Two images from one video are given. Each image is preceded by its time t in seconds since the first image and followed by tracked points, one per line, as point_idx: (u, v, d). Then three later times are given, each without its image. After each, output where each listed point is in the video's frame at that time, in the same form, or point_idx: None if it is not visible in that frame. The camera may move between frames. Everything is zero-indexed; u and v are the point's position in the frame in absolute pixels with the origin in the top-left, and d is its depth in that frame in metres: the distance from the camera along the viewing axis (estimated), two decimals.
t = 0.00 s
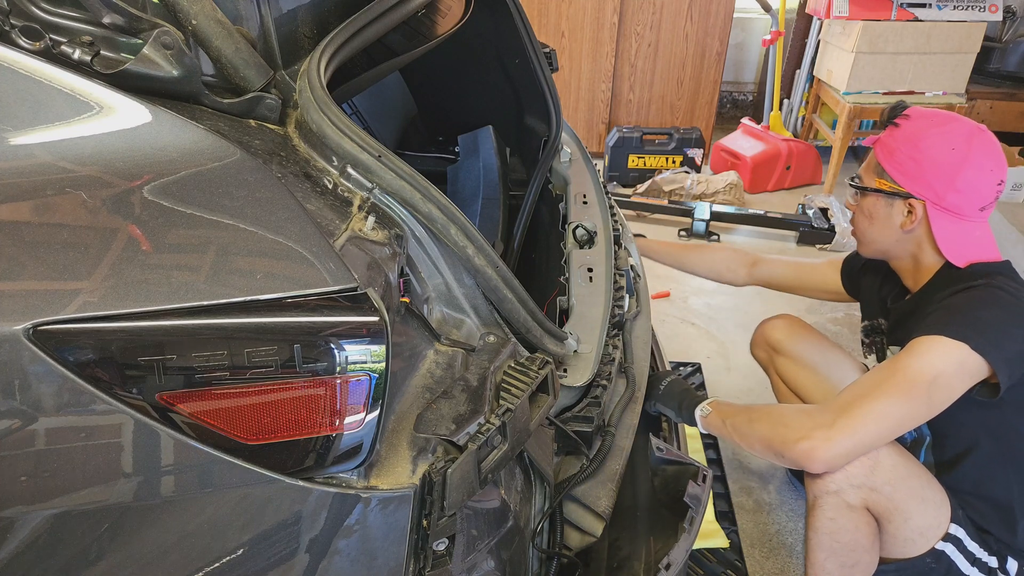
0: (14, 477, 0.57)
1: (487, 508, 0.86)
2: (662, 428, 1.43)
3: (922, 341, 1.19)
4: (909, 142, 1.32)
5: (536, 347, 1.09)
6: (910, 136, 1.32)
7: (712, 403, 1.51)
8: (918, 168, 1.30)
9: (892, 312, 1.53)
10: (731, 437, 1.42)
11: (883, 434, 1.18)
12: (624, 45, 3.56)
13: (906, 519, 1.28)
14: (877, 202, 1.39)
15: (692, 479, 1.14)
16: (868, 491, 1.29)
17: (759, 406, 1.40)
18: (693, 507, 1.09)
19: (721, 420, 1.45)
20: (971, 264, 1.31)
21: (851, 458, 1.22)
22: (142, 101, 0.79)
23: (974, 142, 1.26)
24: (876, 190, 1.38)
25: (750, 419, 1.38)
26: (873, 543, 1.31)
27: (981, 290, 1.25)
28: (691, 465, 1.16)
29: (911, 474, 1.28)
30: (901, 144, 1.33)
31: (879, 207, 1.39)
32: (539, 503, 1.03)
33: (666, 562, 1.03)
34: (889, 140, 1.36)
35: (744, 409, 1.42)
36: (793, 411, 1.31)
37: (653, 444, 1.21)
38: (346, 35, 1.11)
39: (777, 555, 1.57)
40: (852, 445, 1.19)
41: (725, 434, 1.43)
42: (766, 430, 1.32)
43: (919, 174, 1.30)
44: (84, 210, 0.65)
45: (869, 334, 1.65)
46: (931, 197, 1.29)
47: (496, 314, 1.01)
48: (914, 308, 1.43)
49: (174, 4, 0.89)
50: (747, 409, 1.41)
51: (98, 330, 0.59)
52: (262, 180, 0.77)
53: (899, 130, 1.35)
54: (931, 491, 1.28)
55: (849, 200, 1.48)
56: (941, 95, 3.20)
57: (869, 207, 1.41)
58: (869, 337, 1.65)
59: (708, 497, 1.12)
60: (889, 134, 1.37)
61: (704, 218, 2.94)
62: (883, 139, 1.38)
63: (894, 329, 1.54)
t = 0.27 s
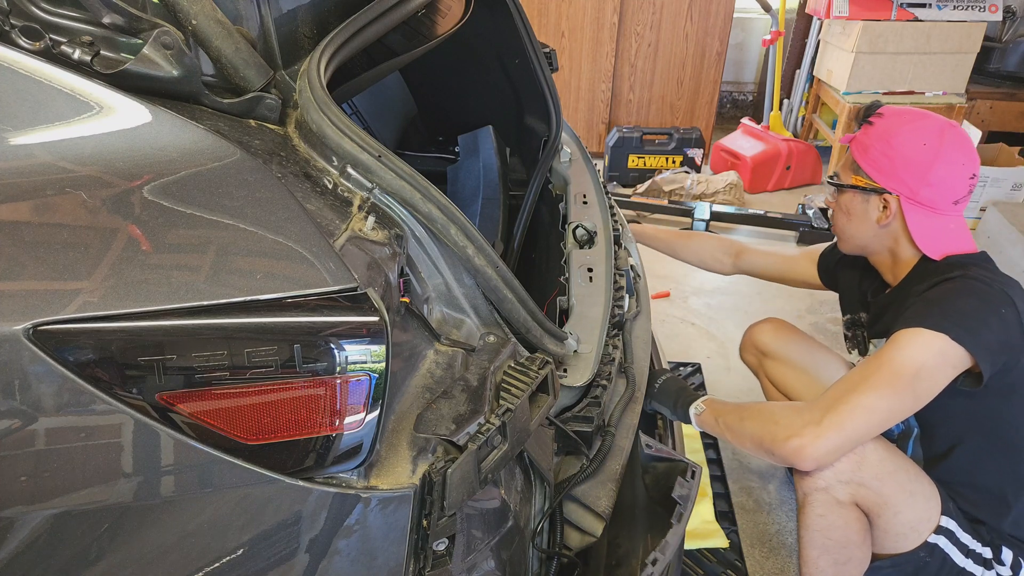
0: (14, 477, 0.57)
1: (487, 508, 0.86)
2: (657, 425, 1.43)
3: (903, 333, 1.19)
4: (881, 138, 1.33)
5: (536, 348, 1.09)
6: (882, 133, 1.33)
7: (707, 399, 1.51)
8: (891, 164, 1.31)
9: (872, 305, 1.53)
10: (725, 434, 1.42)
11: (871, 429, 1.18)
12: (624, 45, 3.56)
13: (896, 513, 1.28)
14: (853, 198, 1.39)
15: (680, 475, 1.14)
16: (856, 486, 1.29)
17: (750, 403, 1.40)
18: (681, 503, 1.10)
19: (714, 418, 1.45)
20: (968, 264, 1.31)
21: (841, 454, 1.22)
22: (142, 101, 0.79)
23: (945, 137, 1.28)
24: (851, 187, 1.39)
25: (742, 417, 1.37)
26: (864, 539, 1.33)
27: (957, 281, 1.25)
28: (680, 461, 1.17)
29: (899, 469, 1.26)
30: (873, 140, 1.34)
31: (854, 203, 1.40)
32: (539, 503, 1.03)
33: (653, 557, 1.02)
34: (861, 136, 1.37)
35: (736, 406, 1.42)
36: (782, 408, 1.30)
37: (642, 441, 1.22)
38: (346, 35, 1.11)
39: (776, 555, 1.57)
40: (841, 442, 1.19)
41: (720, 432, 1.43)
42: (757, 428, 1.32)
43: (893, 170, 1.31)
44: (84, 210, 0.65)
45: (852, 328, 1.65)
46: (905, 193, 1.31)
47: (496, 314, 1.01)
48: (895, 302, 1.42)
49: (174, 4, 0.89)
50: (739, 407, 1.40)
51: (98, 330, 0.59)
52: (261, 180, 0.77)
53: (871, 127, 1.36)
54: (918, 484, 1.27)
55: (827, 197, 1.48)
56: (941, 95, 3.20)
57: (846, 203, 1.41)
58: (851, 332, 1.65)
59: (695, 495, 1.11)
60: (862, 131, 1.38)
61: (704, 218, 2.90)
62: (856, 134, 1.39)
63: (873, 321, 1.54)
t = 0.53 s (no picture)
0: (14, 477, 0.57)
1: (487, 508, 0.86)
2: (654, 416, 1.42)
3: (887, 330, 1.19)
4: (862, 136, 1.33)
5: (536, 348, 1.09)
6: (863, 131, 1.33)
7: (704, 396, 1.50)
8: (873, 162, 1.31)
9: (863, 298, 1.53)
10: (721, 431, 1.42)
11: (861, 427, 1.18)
12: (624, 45, 3.56)
13: (888, 506, 1.28)
14: (837, 196, 1.40)
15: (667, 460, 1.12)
16: (848, 482, 1.30)
17: (745, 401, 1.39)
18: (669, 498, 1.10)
19: (709, 415, 1.45)
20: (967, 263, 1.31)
21: (834, 452, 1.22)
22: (142, 101, 0.79)
23: (926, 133, 1.28)
24: (834, 185, 1.39)
25: (737, 416, 1.37)
26: (857, 535, 1.32)
27: (940, 276, 1.25)
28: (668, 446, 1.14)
29: (889, 463, 1.28)
30: (854, 138, 1.34)
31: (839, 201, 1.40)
32: (539, 504, 1.03)
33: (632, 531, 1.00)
34: (843, 134, 1.38)
35: (731, 404, 1.41)
36: (774, 407, 1.30)
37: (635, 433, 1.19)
38: (346, 35, 1.11)
39: (776, 555, 1.57)
40: (831, 441, 1.19)
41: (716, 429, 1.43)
42: (751, 427, 1.32)
43: (874, 168, 1.31)
44: (84, 210, 0.65)
45: (841, 321, 1.64)
46: (887, 190, 1.31)
47: (496, 314, 1.01)
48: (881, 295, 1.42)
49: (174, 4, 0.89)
50: (733, 407, 1.40)
51: (98, 330, 0.59)
52: (261, 180, 0.77)
53: (851, 125, 1.36)
54: (910, 478, 1.28)
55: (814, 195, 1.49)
56: (941, 95, 3.20)
57: (831, 201, 1.42)
58: (841, 325, 1.64)
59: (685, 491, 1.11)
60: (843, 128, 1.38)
61: (704, 218, 2.88)
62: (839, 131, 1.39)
63: (863, 313, 1.53)
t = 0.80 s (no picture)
0: (14, 477, 0.57)
1: (487, 509, 0.86)
2: (655, 423, 1.43)
3: (885, 330, 1.19)
4: (855, 139, 1.33)
5: (536, 348, 1.09)
6: (855, 133, 1.33)
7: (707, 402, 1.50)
8: (867, 164, 1.31)
9: (861, 298, 1.53)
10: (723, 437, 1.42)
11: (862, 427, 1.18)
12: (624, 45, 3.56)
13: (895, 511, 1.28)
14: (832, 198, 1.39)
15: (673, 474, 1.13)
16: (855, 487, 1.29)
17: (746, 406, 1.39)
18: (671, 500, 1.08)
19: (712, 421, 1.45)
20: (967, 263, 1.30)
21: (836, 454, 1.22)
22: (142, 101, 0.79)
23: (918, 135, 1.28)
24: (829, 187, 1.39)
25: (738, 421, 1.37)
26: (864, 539, 1.32)
27: (936, 276, 1.25)
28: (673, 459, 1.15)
29: (897, 467, 1.27)
30: (847, 141, 1.34)
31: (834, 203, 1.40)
32: (539, 503, 1.03)
33: (638, 550, 1.02)
34: (836, 136, 1.38)
35: (733, 409, 1.42)
36: (775, 410, 1.30)
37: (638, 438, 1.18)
38: (346, 35, 1.11)
39: (777, 555, 1.57)
40: (832, 442, 1.19)
41: (719, 436, 1.43)
42: (753, 432, 1.32)
43: (868, 170, 1.31)
44: (84, 210, 0.65)
45: (841, 321, 1.65)
46: (882, 192, 1.31)
47: (496, 314, 1.01)
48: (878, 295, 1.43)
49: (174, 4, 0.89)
50: (735, 412, 1.40)
51: (98, 330, 0.59)
52: (261, 179, 0.77)
53: (844, 127, 1.36)
54: (918, 482, 1.28)
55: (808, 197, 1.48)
56: (941, 95, 3.20)
57: (826, 203, 1.41)
58: (841, 327, 1.65)
59: (688, 491, 1.09)
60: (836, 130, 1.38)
61: (704, 218, 2.90)
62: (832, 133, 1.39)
63: (861, 313, 1.54)
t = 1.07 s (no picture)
0: (14, 477, 0.57)
1: (487, 508, 0.86)
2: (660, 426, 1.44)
3: (882, 331, 1.19)
4: (850, 142, 1.33)
5: (536, 348, 1.09)
6: (849, 137, 1.34)
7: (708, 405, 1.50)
8: (863, 168, 1.31)
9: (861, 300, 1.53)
10: (725, 439, 1.42)
11: (860, 429, 1.18)
12: (624, 45, 3.56)
13: (894, 512, 1.28)
14: (830, 203, 1.40)
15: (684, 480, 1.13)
16: (855, 488, 1.29)
17: (747, 408, 1.39)
18: (683, 507, 1.09)
19: (714, 423, 1.45)
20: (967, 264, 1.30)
21: (835, 456, 1.22)
22: (142, 101, 0.79)
23: (913, 137, 1.29)
24: (825, 192, 1.39)
25: (739, 423, 1.37)
26: (863, 540, 1.32)
27: (935, 276, 1.25)
28: (683, 466, 1.15)
29: (896, 468, 1.27)
30: (841, 145, 1.35)
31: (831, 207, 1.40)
32: (539, 503, 1.03)
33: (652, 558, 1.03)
34: (830, 141, 1.38)
35: (734, 411, 1.42)
36: (775, 412, 1.30)
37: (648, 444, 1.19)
38: (346, 35, 1.11)
39: (777, 555, 1.57)
40: (831, 443, 1.18)
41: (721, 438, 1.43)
42: (753, 433, 1.32)
43: (864, 174, 1.31)
44: (84, 210, 0.65)
45: (841, 322, 1.65)
46: (879, 195, 1.31)
47: (496, 314, 1.01)
48: (876, 297, 1.43)
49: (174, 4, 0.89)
50: (737, 414, 1.40)
51: (98, 330, 0.59)
52: (261, 179, 0.77)
53: (837, 132, 1.36)
54: (917, 483, 1.28)
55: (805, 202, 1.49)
56: (941, 95, 3.20)
57: (823, 208, 1.41)
58: (841, 329, 1.65)
59: (699, 497, 1.10)
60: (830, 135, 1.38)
61: (704, 218, 2.91)
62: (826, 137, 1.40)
63: (860, 315, 1.55)
